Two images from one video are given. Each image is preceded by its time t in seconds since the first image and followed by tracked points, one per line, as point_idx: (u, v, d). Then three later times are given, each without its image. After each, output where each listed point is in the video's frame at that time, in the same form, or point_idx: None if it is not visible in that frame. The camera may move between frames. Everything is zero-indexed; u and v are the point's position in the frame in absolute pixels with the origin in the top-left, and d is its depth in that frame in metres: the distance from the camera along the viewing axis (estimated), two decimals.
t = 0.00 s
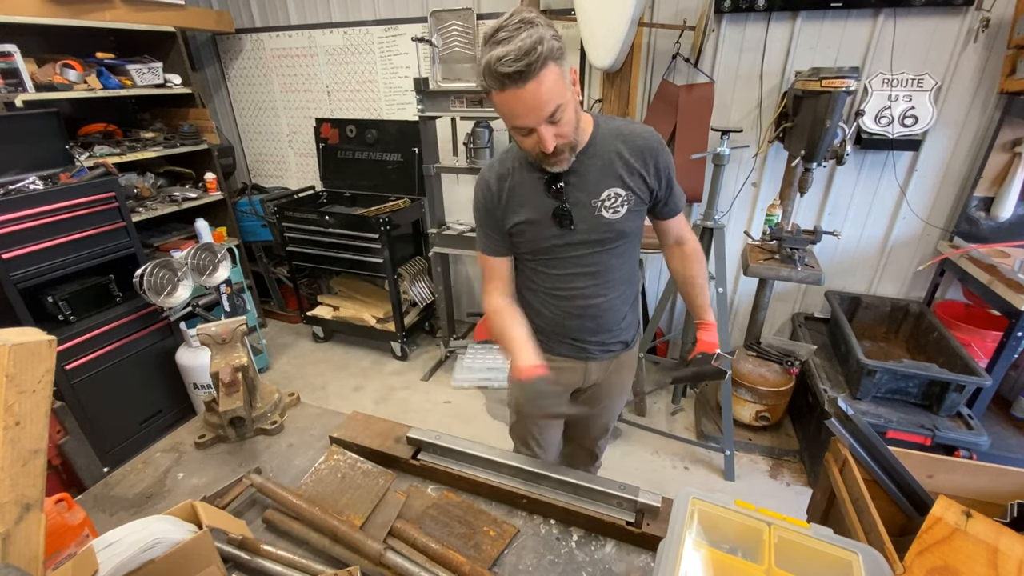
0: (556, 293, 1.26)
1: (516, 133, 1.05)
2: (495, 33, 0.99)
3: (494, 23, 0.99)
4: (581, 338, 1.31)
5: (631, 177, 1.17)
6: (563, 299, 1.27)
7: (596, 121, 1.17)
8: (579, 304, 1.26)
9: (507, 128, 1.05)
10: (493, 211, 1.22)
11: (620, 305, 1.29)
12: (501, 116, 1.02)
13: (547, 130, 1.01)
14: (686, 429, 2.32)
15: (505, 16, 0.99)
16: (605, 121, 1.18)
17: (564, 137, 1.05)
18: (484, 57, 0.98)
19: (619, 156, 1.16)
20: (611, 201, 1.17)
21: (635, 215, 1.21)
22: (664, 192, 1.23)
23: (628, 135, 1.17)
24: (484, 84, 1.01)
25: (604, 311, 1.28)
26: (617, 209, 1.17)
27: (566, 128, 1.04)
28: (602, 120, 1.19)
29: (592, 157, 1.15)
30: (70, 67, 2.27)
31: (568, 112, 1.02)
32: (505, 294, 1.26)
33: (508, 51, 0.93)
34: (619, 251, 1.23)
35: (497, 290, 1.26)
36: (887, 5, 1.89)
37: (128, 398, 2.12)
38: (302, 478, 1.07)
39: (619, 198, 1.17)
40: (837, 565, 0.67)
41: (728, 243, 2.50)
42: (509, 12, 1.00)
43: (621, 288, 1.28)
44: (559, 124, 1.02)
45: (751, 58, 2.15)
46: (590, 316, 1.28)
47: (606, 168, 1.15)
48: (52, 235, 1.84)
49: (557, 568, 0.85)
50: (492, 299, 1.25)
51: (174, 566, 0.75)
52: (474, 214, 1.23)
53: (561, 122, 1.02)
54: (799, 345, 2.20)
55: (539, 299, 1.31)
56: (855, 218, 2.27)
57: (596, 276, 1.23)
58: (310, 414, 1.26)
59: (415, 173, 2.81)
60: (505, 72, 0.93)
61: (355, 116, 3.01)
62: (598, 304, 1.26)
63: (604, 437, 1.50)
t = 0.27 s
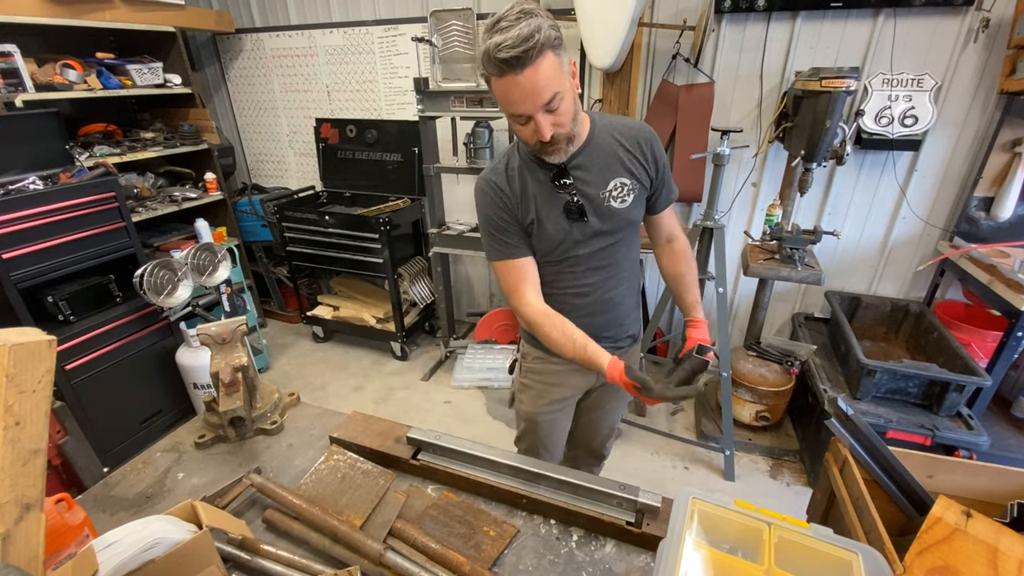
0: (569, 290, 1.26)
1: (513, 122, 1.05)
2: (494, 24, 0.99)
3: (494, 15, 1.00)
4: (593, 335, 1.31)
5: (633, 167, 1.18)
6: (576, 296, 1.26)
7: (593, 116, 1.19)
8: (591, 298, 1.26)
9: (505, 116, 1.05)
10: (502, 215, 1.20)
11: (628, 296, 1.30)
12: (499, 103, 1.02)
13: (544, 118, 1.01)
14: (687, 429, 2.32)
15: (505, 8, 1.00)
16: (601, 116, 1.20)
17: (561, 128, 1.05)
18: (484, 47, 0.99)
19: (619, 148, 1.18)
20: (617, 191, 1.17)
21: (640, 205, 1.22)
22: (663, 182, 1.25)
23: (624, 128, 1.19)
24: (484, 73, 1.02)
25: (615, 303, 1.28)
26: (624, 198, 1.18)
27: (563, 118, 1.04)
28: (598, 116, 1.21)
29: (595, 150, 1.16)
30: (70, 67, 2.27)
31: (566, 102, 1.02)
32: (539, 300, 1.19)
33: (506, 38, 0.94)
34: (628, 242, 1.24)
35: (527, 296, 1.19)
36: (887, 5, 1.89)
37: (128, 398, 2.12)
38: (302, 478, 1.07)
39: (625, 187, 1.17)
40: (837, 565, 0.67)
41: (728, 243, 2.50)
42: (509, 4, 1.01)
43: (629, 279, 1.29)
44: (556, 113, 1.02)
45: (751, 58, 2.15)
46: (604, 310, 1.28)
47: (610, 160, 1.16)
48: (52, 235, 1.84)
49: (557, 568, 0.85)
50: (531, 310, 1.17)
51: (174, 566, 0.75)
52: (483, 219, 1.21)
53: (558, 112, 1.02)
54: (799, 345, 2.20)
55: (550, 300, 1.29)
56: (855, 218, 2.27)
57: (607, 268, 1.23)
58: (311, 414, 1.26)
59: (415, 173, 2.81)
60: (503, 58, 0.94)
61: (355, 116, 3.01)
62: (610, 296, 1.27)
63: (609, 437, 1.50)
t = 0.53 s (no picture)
0: (564, 290, 1.25)
1: (522, 117, 1.05)
2: (509, 16, 0.99)
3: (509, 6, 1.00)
4: (587, 336, 1.31)
5: (637, 171, 1.19)
6: (571, 296, 1.26)
7: (600, 117, 1.19)
8: (587, 299, 1.26)
9: (514, 111, 1.04)
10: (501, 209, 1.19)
11: (624, 300, 1.30)
12: (508, 97, 1.02)
13: (553, 115, 1.01)
14: (686, 429, 2.32)
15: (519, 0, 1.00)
16: (608, 118, 1.20)
17: (569, 126, 1.05)
18: (496, 38, 0.98)
19: (624, 151, 1.18)
20: (619, 194, 1.17)
21: (640, 209, 1.22)
22: (665, 189, 1.26)
23: (630, 131, 1.19)
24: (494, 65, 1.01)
25: (610, 306, 1.28)
26: (625, 202, 1.18)
27: (572, 115, 1.04)
28: (605, 117, 1.21)
29: (599, 151, 1.16)
30: (70, 67, 2.27)
31: (576, 99, 1.02)
32: (524, 299, 1.21)
33: (520, 31, 0.93)
34: (626, 245, 1.24)
35: (513, 294, 1.21)
36: (887, 5, 1.89)
37: (128, 398, 2.12)
38: (302, 478, 1.07)
39: (626, 191, 1.18)
40: (837, 565, 0.67)
41: (728, 243, 2.50)
42: None
43: (625, 283, 1.29)
44: (565, 110, 1.02)
45: (751, 58, 2.15)
46: (599, 312, 1.28)
47: (613, 162, 1.17)
48: (52, 235, 1.84)
49: (557, 568, 0.85)
50: (515, 309, 1.20)
51: (174, 566, 0.75)
52: (480, 213, 1.20)
53: (567, 109, 1.02)
54: (799, 345, 2.20)
55: (544, 299, 1.29)
56: (855, 218, 2.27)
57: (604, 270, 1.24)
58: (311, 414, 1.26)
59: (415, 173, 2.81)
60: (516, 50, 0.93)
61: (355, 116, 3.01)
62: (606, 299, 1.27)
63: (609, 438, 1.50)
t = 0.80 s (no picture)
0: (559, 291, 1.25)
1: (526, 116, 1.04)
2: (519, 12, 0.99)
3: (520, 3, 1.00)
4: (581, 338, 1.31)
5: (637, 176, 1.18)
6: (566, 298, 1.26)
7: (603, 120, 1.18)
8: (581, 302, 1.26)
9: (518, 109, 1.04)
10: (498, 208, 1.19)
11: (619, 304, 1.30)
12: (514, 95, 1.02)
13: (558, 115, 1.01)
14: (686, 429, 2.32)
15: None
16: (611, 121, 1.20)
17: (573, 127, 1.05)
18: (505, 33, 0.98)
19: (625, 155, 1.17)
20: (617, 198, 1.17)
21: (638, 214, 1.22)
22: (666, 195, 1.26)
23: (633, 135, 1.19)
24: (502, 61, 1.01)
25: (605, 309, 1.28)
26: (623, 206, 1.18)
27: (577, 117, 1.04)
28: (608, 120, 1.21)
29: (599, 153, 1.16)
30: (70, 67, 2.27)
31: (582, 101, 1.02)
32: (492, 301, 1.20)
33: (530, 28, 0.93)
34: (623, 249, 1.24)
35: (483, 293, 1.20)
36: (887, 5, 1.89)
37: (127, 398, 2.12)
38: (302, 478, 1.07)
39: (624, 195, 1.18)
40: (837, 565, 0.67)
41: (728, 243, 2.50)
42: None
43: (621, 286, 1.29)
44: (571, 112, 1.02)
45: (751, 58, 2.15)
46: (594, 315, 1.28)
47: (613, 166, 1.16)
48: (52, 235, 1.84)
49: (557, 568, 0.85)
50: (480, 308, 1.20)
51: (174, 566, 0.75)
52: (477, 210, 1.20)
53: (572, 110, 1.02)
54: (799, 345, 2.20)
55: (539, 299, 1.29)
56: (855, 218, 2.27)
57: (599, 273, 1.23)
58: (311, 414, 1.26)
59: (414, 173, 2.81)
60: (525, 49, 0.93)
61: (355, 116, 3.01)
62: (601, 302, 1.26)
63: (608, 438, 1.50)
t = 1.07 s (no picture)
0: (555, 292, 1.25)
1: (520, 118, 1.04)
2: (511, 14, 0.98)
3: (512, 4, 0.99)
4: (579, 340, 1.31)
5: (632, 175, 1.19)
6: (563, 299, 1.25)
7: (598, 120, 1.19)
8: (579, 303, 1.25)
9: (512, 112, 1.04)
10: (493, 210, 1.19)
11: (617, 304, 1.30)
12: (507, 97, 1.02)
13: (550, 119, 1.01)
14: (686, 429, 2.32)
15: None
16: (606, 120, 1.20)
17: (566, 129, 1.05)
18: (497, 36, 0.98)
19: (620, 155, 1.18)
20: (613, 198, 1.17)
21: (635, 213, 1.22)
22: (661, 193, 1.26)
23: (628, 135, 1.19)
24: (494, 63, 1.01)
25: (603, 311, 1.28)
26: (619, 206, 1.18)
27: (570, 119, 1.04)
28: (603, 119, 1.21)
29: (595, 153, 1.16)
30: (70, 67, 2.27)
31: (575, 103, 1.02)
32: (481, 308, 1.21)
33: (522, 33, 0.93)
34: (619, 250, 1.24)
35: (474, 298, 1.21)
36: (887, 5, 1.89)
37: (127, 399, 2.12)
38: (302, 478, 1.07)
39: (621, 195, 1.18)
40: (837, 565, 0.67)
41: (728, 243, 2.50)
42: None
43: (619, 287, 1.28)
44: (564, 114, 1.02)
45: (751, 58, 2.15)
46: (592, 316, 1.28)
47: (609, 166, 1.17)
48: (52, 235, 1.84)
49: (557, 568, 0.85)
50: (468, 315, 1.21)
51: (174, 566, 0.75)
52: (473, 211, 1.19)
53: (566, 113, 1.02)
54: (799, 346, 2.20)
55: (536, 301, 1.29)
56: (855, 218, 2.27)
57: (596, 274, 1.23)
58: (311, 414, 1.26)
59: (414, 173, 2.81)
60: (516, 53, 0.93)
61: (355, 116, 3.01)
62: (599, 303, 1.26)
63: (607, 438, 1.51)
